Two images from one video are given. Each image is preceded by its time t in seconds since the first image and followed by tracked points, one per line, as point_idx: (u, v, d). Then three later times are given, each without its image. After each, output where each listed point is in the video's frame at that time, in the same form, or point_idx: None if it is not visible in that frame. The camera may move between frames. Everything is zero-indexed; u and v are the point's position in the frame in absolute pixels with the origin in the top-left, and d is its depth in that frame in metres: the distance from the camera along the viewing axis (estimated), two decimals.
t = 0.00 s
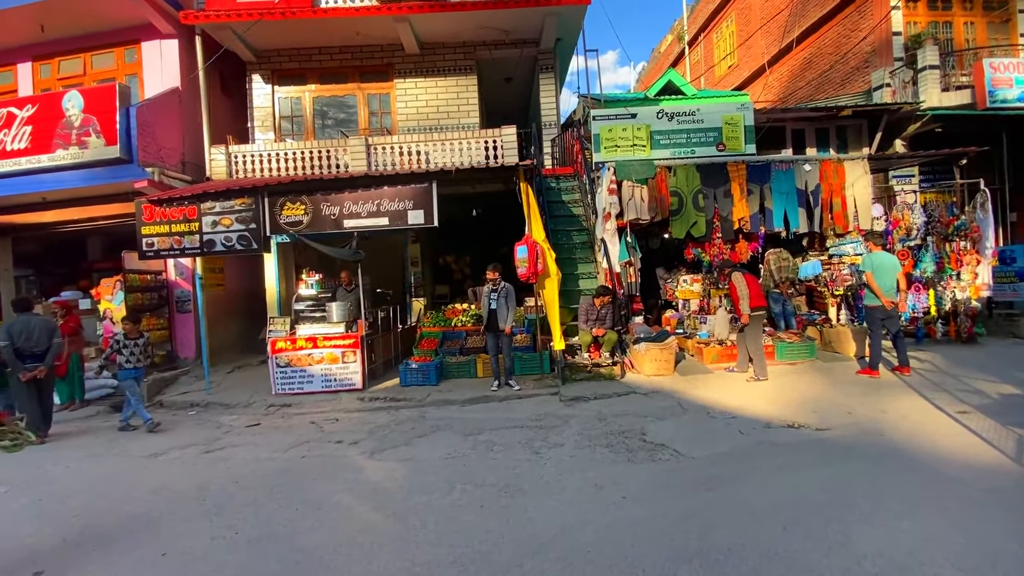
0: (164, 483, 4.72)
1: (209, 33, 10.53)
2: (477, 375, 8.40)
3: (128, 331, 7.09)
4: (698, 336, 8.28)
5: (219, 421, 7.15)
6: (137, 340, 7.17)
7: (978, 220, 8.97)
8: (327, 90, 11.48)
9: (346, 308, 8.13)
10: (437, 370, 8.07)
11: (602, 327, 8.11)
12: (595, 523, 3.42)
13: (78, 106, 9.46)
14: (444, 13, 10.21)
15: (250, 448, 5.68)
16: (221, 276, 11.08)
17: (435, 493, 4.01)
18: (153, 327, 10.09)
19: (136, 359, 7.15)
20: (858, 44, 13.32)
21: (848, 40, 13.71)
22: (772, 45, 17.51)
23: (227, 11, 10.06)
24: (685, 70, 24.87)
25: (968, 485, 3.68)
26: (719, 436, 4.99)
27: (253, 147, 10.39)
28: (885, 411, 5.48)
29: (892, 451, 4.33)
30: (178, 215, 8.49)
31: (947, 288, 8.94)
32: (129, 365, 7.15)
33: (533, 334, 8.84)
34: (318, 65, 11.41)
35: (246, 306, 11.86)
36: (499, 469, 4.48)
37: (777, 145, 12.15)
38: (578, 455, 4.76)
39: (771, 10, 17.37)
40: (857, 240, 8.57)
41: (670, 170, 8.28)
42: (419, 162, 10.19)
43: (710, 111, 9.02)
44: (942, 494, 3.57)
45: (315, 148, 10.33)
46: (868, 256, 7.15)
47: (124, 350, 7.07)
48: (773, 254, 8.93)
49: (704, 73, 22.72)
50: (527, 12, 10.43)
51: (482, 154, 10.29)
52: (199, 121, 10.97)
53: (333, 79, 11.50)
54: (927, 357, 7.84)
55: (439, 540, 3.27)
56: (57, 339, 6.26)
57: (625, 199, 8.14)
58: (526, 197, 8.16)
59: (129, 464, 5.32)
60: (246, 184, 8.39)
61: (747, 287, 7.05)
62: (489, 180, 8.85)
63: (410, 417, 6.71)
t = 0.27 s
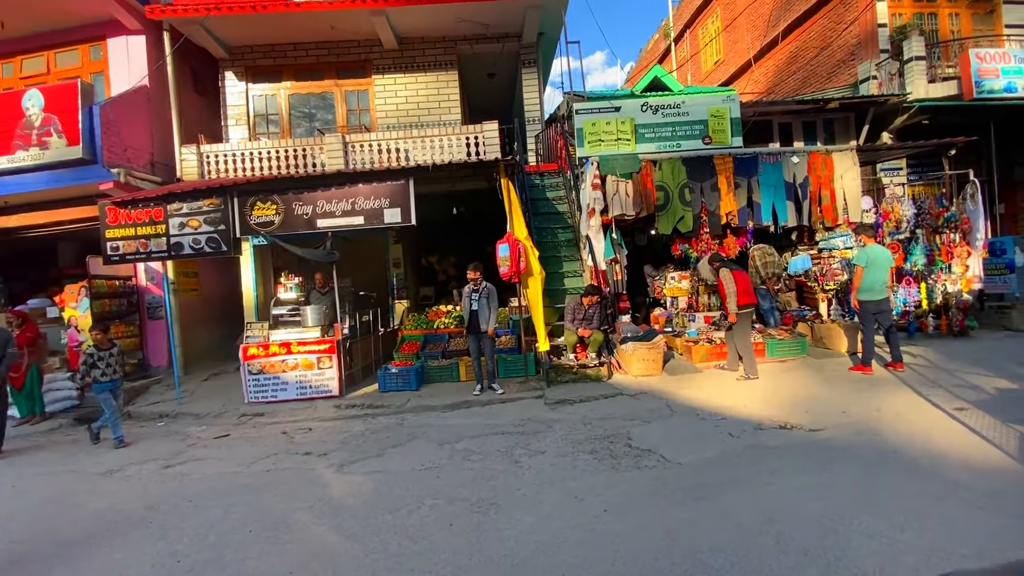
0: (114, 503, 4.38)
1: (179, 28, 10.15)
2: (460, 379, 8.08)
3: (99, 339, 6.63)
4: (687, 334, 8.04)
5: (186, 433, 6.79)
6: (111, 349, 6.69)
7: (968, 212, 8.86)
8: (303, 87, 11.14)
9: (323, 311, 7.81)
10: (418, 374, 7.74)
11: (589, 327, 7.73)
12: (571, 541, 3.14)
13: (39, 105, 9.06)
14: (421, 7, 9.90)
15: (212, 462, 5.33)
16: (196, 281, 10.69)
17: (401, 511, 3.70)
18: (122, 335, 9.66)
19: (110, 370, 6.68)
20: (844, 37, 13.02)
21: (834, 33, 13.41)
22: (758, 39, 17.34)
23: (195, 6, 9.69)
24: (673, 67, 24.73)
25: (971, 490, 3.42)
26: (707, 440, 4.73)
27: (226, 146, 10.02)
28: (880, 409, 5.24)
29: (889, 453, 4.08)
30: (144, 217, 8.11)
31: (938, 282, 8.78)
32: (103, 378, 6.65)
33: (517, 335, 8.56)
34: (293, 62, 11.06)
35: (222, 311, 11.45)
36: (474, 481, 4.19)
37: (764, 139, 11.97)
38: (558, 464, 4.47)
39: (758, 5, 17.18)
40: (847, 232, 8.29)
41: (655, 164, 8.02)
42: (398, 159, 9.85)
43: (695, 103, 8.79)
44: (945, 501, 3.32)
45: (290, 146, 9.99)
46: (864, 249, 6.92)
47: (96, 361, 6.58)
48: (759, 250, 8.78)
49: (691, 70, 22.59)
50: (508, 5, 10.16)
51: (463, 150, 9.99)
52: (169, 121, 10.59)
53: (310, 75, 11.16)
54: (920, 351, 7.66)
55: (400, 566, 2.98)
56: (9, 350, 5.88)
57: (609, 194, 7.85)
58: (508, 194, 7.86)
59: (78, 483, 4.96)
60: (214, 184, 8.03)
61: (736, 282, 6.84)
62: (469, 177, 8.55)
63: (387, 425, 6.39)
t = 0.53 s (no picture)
0: (48, 532, 3.96)
1: (138, 23, 9.68)
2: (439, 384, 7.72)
3: (53, 349, 5.84)
4: (672, 333, 7.79)
5: (143, 450, 6.34)
6: (68, 358, 5.94)
7: (952, 204, 8.69)
8: (273, 84, 10.73)
9: (290, 318, 7.54)
10: (394, 380, 7.38)
11: (570, 328, 7.44)
12: (546, 567, 2.84)
13: None
14: None
15: (165, 482, 4.92)
16: (161, 287, 10.18)
17: (362, 536, 3.36)
18: (81, 345, 9.15)
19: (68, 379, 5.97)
20: (824, 33, 12.85)
21: (816, 28, 13.18)
22: (738, 36, 17.29)
23: None
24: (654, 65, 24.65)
25: (975, 497, 3.19)
26: (694, 446, 4.46)
27: (190, 145, 9.57)
28: (872, 409, 5.03)
29: (885, 457, 3.85)
30: (99, 219, 7.62)
31: (923, 276, 8.66)
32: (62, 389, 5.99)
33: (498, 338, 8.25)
34: (262, 57, 10.63)
35: (191, 318, 10.95)
36: (445, 499, 3.86)
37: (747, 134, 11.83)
38: (537, 477, 4.17)
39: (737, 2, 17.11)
40: (831, 227, 8.27)
41: (636, 159, 7.71)
42: (372, 157, 9.48)
43: (677, 96, 8.56)
44: (948, 511, 3.08)
45: (259, 144, 9.56)
46: (856, 243, 6.73)
47: (50, 371, 5.87)
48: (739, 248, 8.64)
49: (673, 68, 22.54)
50: None
51: (440, 148, 9.64)
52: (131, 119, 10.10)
53: (280, 72, 10.76)
54: (907, 347, 7.50)
55: None
56: None
57: (591, 191, 7.56)
58: (485, 191, 7.49)
59: (14, 510, 4.52)
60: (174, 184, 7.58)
61: (715, 278, 6.62)
62: (445, 174, 8.22)
63: (358, 436, 6.02)
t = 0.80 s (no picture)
0: None
1: (96, 16, 9.17)
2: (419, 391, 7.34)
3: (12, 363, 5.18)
4: (659, 333, 7.59)
5: (98, 470, 5.87)
6: (27, 376, 5.30)
7: (933, 199, 8.68)
8: (241, 81, 10.28)
9: (259, 326, 7.12)
10: (371, 389, 7.01)
11: (555, 331, 7.16)
12: None
13: None
14: None
15: (117, 507, 4.51)
16: (124, 295, 9.63)
17: (330, 565, 3.03)
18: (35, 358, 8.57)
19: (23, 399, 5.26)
20: (801, 30, 12.89)
21: (793, 26, 13.22)
22: (717, 36, 17.32)
23: None
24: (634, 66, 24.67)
25: (984, 500, 2.99)
26: (687, 453, 4.23)
27: (153, 144, 9.07)
28: (867, 407, 4.87)
29: (886, 459, 3.65)
30: (49, 222, 7.10)
31: (906, 271, 8.59)
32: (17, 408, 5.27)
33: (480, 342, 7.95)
34: (230, 53, 10.18)
35: (156, 327, 10.41)
36: (423, 519, 3.55)
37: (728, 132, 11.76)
38: (522, 491, 3.88)
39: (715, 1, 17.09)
40: (816, 223, 8.12)
41: (620, 156, 7.53)
42: (346, 156, 9.10)
43: (659, 91, 8.40)
44: (960, 518, 2.87)
45: (227, 143, 9.12)
46: (843, 237, 6.62)
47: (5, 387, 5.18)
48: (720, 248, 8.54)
49: (652, 68, 22.57)
50: None
51: (418, 145, 9.31)
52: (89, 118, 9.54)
53: (249, 68, 10.32)
54: (895, 343, 7.40)
55: None
56: None
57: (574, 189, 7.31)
58: (464, 189, 7.13)
59: None
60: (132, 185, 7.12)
61: (698, 275, 6.45)
62: (423, 173, 7.92)
63: (332, 449, 5.65)
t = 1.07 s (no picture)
0: None
1: (38, 7, 8.54)
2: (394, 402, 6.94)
3: None
4: (641, 335, 7.37)
5: (37, 501, 5.33)
6: None
7: (910, 195, 8.63)
8: (200, 78, 9.74)
9: (219, 337, 6.72)
10: (342, 401, 6.60)
11: (535, 336, 6.84)
12: None
13: None
14: None
15: (52, 545, 4.03)
16: (74, 306, 8.99)
17: None
18: None
19: None
20: (774, 30, 12.90)
21: (766, 25, 13.22)
22: (691, 35, 17.35)
23: None
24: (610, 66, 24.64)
25: (994, 509, 2.79)
26: (677, 464, 3.98)
27: (103, 144, 8.47)
28: (857, 408, 4.71)
29: (886, 466, 3.44)
30: None
31: (884, 268, 8.53)
32: None
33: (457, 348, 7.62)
34: (187, 48, 9.63)
35: (111, 340, 9.76)
36: (393, 550, 3.21)
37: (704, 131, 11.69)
38: (504, 513, 3.57)
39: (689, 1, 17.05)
40: (796, 220, 7.85)
41: (599, 153, 7.31)
42: (313, 155, 8.67)
43: (637, 88, 8.22)
44: (972, 531, 2.66)
45: (184, 143, 8.58)
46: (825, 235, 6.51)
47: None
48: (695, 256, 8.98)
49: (627, 69, 22.57)
50: None
51: (389, 143, 8.93)
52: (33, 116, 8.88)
53: (208, 64, 9.77)
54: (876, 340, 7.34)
55: None
56: None
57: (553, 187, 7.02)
58: (437, 189, 6.72)
59: None
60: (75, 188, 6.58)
61: (676, 273, 6.31)
62: (395, 172, 7.56)
63: (298, 469, 5.24)
